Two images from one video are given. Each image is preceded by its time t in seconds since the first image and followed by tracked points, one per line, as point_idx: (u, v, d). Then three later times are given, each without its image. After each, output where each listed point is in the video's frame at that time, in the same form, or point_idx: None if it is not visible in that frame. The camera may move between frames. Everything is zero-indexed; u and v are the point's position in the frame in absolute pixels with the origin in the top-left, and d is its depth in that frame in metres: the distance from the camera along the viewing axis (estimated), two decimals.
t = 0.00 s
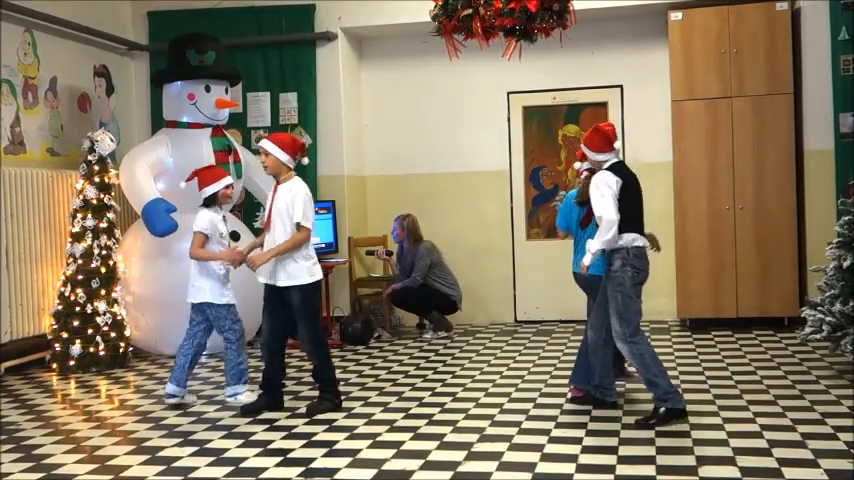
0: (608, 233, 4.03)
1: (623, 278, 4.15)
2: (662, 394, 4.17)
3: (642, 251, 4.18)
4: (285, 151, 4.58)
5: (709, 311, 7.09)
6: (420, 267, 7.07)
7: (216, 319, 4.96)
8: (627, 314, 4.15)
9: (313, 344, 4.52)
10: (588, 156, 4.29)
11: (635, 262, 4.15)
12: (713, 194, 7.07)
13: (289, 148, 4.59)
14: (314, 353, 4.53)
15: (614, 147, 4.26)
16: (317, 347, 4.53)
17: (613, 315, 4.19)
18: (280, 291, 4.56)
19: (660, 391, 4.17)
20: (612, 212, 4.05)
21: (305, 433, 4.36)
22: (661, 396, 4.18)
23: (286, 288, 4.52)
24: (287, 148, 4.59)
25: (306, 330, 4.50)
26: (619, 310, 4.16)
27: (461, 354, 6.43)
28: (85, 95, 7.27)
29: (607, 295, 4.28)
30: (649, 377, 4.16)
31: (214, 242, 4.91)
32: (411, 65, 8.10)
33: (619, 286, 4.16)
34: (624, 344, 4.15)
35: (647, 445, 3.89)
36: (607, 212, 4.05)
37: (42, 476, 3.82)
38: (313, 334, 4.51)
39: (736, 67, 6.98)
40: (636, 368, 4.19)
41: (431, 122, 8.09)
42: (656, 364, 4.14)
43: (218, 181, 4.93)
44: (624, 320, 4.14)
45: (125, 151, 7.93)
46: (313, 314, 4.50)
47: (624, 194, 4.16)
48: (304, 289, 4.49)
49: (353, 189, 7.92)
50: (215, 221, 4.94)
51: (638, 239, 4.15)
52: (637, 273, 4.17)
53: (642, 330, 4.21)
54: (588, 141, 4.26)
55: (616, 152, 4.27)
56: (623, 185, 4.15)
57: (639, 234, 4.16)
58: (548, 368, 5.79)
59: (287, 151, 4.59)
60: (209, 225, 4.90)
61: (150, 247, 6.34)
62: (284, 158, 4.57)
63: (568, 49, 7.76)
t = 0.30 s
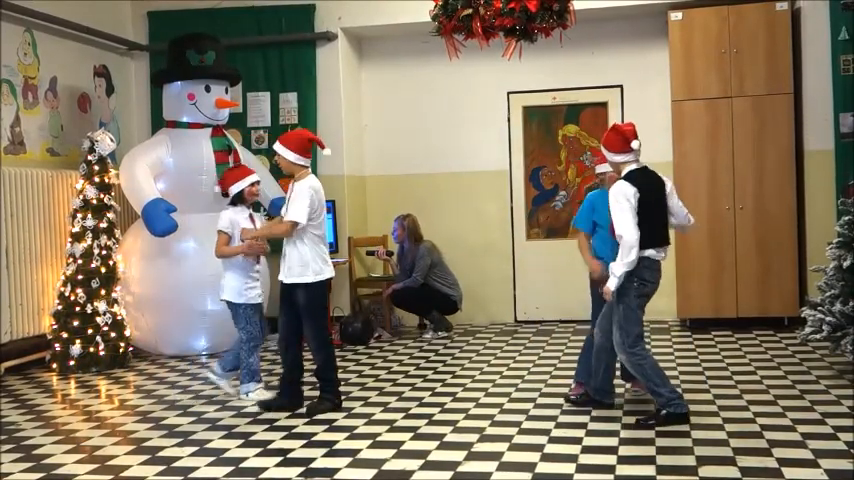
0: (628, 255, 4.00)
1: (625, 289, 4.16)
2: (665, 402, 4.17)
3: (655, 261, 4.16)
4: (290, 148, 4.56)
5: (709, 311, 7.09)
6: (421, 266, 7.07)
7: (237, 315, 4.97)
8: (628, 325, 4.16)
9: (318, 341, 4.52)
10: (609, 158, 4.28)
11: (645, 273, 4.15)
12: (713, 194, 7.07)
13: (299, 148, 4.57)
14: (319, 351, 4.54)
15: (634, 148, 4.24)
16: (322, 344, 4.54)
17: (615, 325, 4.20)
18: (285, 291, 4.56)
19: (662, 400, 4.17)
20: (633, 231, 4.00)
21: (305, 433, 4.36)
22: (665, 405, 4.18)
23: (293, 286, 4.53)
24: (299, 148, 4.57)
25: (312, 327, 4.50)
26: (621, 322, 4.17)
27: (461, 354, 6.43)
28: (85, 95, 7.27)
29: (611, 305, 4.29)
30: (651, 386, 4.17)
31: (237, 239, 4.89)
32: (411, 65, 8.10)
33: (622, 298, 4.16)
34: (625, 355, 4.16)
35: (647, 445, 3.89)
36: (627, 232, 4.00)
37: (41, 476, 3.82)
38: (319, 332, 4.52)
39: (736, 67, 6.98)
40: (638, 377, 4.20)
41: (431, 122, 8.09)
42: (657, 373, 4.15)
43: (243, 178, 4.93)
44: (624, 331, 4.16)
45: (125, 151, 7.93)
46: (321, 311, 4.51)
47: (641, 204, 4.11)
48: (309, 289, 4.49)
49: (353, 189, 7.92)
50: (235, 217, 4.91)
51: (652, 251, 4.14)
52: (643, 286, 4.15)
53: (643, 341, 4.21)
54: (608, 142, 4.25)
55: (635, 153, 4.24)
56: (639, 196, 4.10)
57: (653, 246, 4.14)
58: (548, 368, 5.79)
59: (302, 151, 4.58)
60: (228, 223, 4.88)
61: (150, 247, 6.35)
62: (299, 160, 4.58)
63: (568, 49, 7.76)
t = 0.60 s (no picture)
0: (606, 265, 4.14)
1: (618, 290, 4.20)
2: (664, 401, 4.18)
3: (648, 264, 4.17)
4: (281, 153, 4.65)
5: (709, 311, 7.09)
6: (420, 266, 7.06)
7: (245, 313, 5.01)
8: (622, 325, 4.18)
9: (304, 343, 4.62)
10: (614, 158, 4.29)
11: (637, 275, 4.16)
12: (713, 194, 7.07)
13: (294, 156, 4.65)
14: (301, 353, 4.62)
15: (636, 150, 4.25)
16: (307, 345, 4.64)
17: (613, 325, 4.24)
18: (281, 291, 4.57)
19: (661, 399, 4.18)
20: (614, 243, 4.09)
21: (305, 433, 4.36)
22: (663, 404, 4.18)
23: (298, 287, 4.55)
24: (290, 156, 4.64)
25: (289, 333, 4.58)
26: (617, 322, 4.21)
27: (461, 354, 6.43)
28: (85, 95, 7.27)
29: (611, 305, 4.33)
30: (649, 384, 4.18)
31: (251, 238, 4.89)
32: (411, 65, 8.10)
33: (615, 298, 4.21)
34: (622, 355, 4.19)
35: (647, 445, 3.89)
36: (609, 242, 4.09)
37: (41, 476, 3.81)
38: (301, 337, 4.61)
39: (736, 67, 6.98)
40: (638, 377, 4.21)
41: (431, 122, 8.09)
42: (655, 372, 4.15)
43: (265, 178, 4.87)
44: (620, 331, 4.18)
45: (125, 151, 7.93)
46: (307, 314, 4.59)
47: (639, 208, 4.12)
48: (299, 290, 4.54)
49: (353, 189, 7.92)
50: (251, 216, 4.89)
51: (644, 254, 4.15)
52: (636, 286, 4.17)
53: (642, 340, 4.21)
54: (613, 141, 4.25)
55: (638, 155, 4.23)
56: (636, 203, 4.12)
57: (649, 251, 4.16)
58: (548, 368, 5.79)
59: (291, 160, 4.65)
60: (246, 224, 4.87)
61: (150, 247, 6.35)
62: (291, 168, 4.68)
63: (568, 49, 7.76)
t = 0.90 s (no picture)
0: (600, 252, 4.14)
1: (623, 282, 4.17)
2: (665, 399, 4.17)
3: (647, 255, 4.19)
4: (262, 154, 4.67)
5: (709, 311, 7.09)
6: (420, 266, 7.06)
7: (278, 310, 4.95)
8: (630, 318, 4.15)
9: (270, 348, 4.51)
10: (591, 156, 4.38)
11: (639, 266, 4.16)
12: (713, 194, 7.07)
13: (274, 154, 4.62)
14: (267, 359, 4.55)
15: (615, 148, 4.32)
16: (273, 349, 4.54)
17: (617, 319, 4.20)
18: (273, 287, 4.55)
19: (663, 397, 4.17)
20: (608, 231, 4.11)
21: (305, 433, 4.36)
22: (664, 402, 4.18)
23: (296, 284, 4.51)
24: (268, 156, 4.63)
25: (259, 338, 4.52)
26: (622, 315, 4.18)
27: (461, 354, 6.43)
28: (85, 95, 7.27)
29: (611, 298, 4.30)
30: (653, 382, 4.16)
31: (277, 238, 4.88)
32: (411, 65, 8.10)
33: (620, 291, 4.18)
34: (629, 348, 4.17)
35: (646, 445, 3.89)
36: (604, 231, 4.12)
37: (41, 476, 3.81)
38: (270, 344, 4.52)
39: (736, 67, 6.98)
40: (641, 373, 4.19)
41: (431, 122, 8.09)
42: (660, 369, 4.14)
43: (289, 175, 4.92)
44: (627, 325, 4.16)
45: (125, 151, 7.93)
46: (275, 318, 4.49)
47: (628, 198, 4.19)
48: (284, 289, 4.48)
49: (353, 189, 7.92)
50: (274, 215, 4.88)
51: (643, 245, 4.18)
52: (640, 277, 4.17)
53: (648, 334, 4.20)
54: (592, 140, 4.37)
55: (612, 151, 4.31)
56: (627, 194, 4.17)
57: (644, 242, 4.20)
58: (548, 368, 5.79)
59: (270, 159, 4.62)
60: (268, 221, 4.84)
61: (150, 247, 6.34)
62: (273, 168, 4.63)
63: (568, 49, 7.76)
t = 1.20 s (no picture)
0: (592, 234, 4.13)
1: (630, 271, 4.19)
2: (674, 389, 4.15)
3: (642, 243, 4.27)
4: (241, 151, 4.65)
5: (709, 311, 7.09)
6: (422, 265, 7.06)
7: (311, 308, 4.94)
8: (640, 306, 4.18)
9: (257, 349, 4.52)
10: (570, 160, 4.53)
11: (640, 253, 4.23)
12: (713, 194, 7.07)
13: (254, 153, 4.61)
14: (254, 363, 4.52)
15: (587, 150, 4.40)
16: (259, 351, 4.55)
17: (626, 308, 4.20)
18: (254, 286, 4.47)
19: (673, 384, 4.14)
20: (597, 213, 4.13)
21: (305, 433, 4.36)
22: (673, 391, 4.16)
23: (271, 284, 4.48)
24: (249, 154, 4.61)
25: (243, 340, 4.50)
26: (632, 303, 4.18)
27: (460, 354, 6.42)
28: (85, 95, 7.27)
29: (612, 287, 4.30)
30: (663, 371, 4.14)
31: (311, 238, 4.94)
32: (412, 65, 8.10)
33: (628, 279, 4.19)
34: (642, 336, 4.16)
35: (647, 445, 3.89)
36: (591, 210, 4.13)
37: (41, 476, 3.81)
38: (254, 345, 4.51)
39: (736, 67, 6.99)
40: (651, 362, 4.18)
41: (431, 121, 8.09)
42: (670, 355, 4.16)
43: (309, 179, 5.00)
44: (639, 312, 4.18)
45: (125, 151, 7.93)
46: (254, 315, 4.49)
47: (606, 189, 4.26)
48: (258, 288, 4.47)
49: (353, 188, 7.92)
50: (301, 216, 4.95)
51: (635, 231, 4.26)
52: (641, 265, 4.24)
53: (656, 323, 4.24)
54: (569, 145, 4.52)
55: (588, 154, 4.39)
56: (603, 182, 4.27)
57: (631, 228, 4.26)
58: (548, 368, 5.79)
59: (250, 157, 4.61)
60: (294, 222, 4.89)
61: (150, 247, 6.34)
62: (253, 165, 4.62)
63: (568, 49, 7.76)
